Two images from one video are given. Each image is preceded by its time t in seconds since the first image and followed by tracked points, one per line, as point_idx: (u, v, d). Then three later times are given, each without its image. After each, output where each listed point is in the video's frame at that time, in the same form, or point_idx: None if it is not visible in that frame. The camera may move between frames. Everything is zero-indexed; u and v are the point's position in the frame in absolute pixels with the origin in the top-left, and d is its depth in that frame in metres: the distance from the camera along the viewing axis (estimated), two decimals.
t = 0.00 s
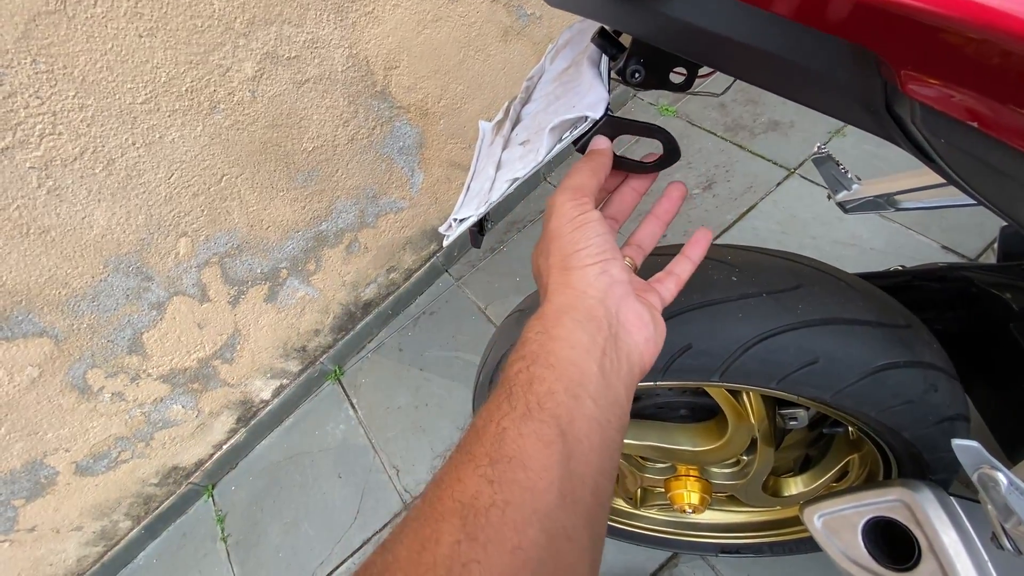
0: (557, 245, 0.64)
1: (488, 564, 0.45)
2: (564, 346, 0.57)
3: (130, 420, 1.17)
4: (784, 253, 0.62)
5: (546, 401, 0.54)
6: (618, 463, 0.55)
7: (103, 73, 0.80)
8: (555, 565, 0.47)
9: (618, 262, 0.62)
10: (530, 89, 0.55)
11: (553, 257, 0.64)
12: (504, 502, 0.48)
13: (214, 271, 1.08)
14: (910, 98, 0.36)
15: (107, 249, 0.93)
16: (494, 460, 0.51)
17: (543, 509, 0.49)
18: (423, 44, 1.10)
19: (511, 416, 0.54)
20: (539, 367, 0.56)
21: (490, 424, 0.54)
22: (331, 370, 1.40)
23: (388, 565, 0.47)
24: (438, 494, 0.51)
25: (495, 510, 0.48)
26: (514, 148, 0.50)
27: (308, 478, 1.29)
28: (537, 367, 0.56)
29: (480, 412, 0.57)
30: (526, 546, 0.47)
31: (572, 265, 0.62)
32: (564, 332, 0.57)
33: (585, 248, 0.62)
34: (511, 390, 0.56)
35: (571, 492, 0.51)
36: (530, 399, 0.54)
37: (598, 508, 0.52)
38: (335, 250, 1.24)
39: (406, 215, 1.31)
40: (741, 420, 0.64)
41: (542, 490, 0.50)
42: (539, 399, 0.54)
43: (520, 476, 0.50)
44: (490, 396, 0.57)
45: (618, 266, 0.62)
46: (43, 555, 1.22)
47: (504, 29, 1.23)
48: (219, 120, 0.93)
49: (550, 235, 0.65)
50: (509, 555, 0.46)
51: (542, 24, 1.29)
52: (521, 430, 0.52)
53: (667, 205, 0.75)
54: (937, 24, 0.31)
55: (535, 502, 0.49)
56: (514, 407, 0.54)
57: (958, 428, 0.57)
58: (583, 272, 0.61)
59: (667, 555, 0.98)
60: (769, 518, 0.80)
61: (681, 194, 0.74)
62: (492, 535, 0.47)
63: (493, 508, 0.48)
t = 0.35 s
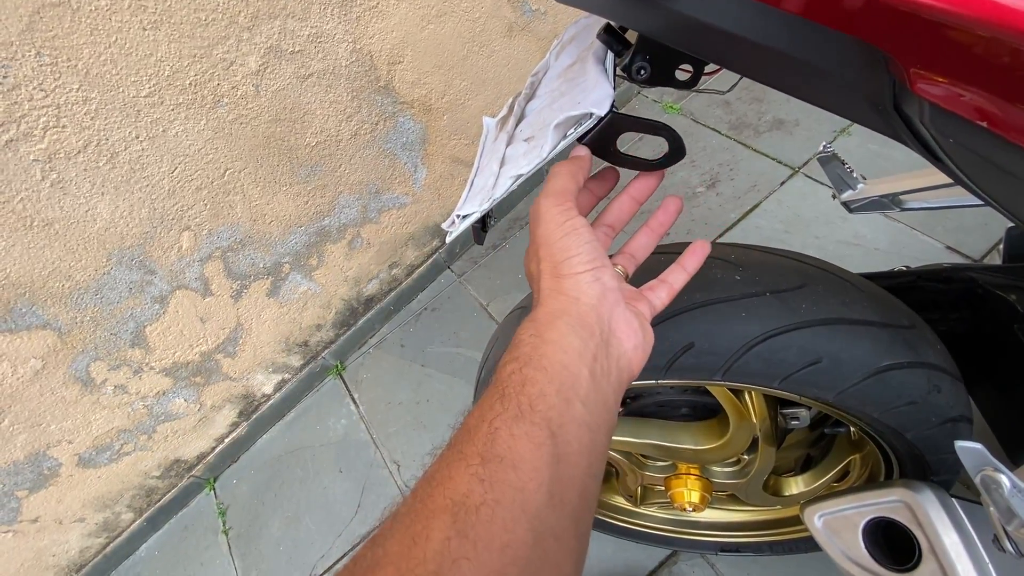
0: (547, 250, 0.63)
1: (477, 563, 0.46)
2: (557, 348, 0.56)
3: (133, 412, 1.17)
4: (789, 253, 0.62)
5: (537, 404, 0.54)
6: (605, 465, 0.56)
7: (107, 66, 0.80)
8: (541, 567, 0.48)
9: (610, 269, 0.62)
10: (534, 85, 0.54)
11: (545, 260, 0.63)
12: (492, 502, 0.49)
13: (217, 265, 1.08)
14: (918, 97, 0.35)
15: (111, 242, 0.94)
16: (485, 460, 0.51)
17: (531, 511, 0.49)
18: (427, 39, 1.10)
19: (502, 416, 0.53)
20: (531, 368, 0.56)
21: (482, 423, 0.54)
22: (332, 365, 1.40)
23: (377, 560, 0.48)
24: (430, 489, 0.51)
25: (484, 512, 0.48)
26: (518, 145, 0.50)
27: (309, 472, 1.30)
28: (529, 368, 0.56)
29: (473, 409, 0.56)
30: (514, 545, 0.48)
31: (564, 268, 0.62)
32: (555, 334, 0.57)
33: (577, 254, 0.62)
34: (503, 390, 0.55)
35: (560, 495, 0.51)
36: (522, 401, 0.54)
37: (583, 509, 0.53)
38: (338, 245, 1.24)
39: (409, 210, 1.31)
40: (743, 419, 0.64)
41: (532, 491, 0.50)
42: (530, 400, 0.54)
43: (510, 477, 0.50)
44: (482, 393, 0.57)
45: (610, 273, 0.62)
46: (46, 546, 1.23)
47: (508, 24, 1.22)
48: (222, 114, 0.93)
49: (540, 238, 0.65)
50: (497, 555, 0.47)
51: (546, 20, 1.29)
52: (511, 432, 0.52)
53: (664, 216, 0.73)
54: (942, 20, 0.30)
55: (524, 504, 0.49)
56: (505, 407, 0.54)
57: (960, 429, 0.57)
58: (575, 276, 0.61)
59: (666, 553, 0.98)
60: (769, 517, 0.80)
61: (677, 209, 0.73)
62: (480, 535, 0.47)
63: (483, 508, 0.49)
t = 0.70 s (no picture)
0: (563, 237, 0.63)
1: (492, 554, 0.45)
2: (572, 338, 0.56)
3: (133, 404, 1.18)
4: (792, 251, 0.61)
5: (552, 393, 0.53)
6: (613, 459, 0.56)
7: (109, 56, 0.80)
8: (555, 558, 0.47)
9: (625, 259, 0.62)
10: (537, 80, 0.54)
11: (559, 246, 0.63)
12: (507, 492, 0.48)
13: (217, 257, 1.08)
14: (926, 92, 0.34)
15: (112, 234, 0.94)
16: (500, 450, 0.50)
17: (546, 502, 0.49)
18: (430, 33, 1.09)
19: (517, 405, 0.53)
20: (546, 357, 0.55)
21: (495, 411, 0.53)
22: (333, 359, 1.40)
23: (386, 551, 0.46)
24: (435, 479, 0.50)
25: (498, 502, 0.47)
26: (520, 139, 0.50)
27: (309, 466, 1.30)
28: (544, 357, 0.55)
29: (483, 400, 0.56)
30: (529, 537, 0.47)
31: (579, 257, 0.61)
32: (570, 324, 0.57)
33: (593, 242, 0.62)
34: (518, 378, 0.55)
35: (572, 486, 0.50)
36: (536, 390, 0.54)
37: (594, 502, 0.52)
38: (339, 240, 1.24)
39: (411, 205, 1.31)
40: (742, 417, 0.64)
41: (546, 483, 0.49)
42: (546, 389, 0.53)
43: (526, 468, 0.49)
44: (493, 384, 0.57)
45: (626, 263, 0.62)
46: (46, 535, 1.24)
47: (513, 19, 1.22)
48: (224, 106, 0.93)
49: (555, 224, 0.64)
50: (512, 545, 0.46)
51: (550, 15, 1.28)
52: (525, 421, 0.52)
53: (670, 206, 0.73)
54: (946, 12, 0.30)
55: (538, 494, 0.49)
56: (520, 396, 0.53)
57: (960, 430, 0.56)
58: (591, 265, 0.60)
59: (664, 550, 0.98)
60: (767, 516, 0.80)
61: (684, 202, 0.73)
62: (496, 526, 0.46)
63: (497, 498, 0.48)
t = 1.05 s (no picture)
0: (568, 239, 0.62)
1: (481, 564, 0.45)
2: (569, 343, 0.56)
3: (132, 396, 1.18)
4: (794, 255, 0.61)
5: (546, 399, 0.53)
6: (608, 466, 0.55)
7: (111, 47, 0.80)
8: (545, 567, 0.47)
9: (628, 265, 0.61)
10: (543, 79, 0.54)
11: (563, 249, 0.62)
12: (498, 501, 0.48)
13: (217, 251, 1.07)
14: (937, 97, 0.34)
15: (112, 226, 0.93)
16: (493, 457, 0.50)
17: (537, 511, 0.49)
18: (434, 28, 1.09)
19: (511, 411, 0.53)
20: (542, 362, 0.55)
21: (489, 418, 0.53)
22: (332, 355, 1.40)
23: (378, 557, 0.46)
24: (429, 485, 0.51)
25: (489, 510, 0.48)
26: (523, 138, 0.50)
27: (306, 461, 1.30)
28: (539, 362, 0.55)
29: (479, 404, 0.56)
30: (519, 547, 0.47)
31: (581, 261, 0.60)
32: (567, 329, 0.56)
33: (597, 246, 0.61)
34: (513, 383, 0.55)
35: (564, 495, 0.50)
36: (531, 396, 0.53)
37: (588, 509, 0.52)
38: (340, 235, 1.23)
39: (412, 202, 1.30)
40: (742, 420, 0.64)
41: (538, 491, 0.49)
42: (541, 395, 0.53)
43: (518, 475, 0.49)
44: (490, 387, 0.56)
45: (629, 269, 0.61)
46: (42, 527, 1.25)
47: (518, 16, 1.21)
48: (226, 100, 0.92)
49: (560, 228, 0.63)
50: (502, 556, 0.46)
51: (555, 13, 1.27)
52: (519, 428, 0.51)
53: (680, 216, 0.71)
54: (961, 17, 0.29)
55: (531, 503, 0.49)
56: (515, 402, 0.53)
57: (962, 438, 0.56)
58: (592, 270, 0.60)
59: (660, 551, 0.98)
60: (766, 520, 0.80)
61: (693, 212, 0.71)
62: (486, 535, 0.47)
63: (489, 506, 0.48)
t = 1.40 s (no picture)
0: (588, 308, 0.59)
1: None
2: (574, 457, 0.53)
3: (131, 388, 1.18)
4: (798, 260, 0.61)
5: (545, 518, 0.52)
6: None
7: (118, 38, 0.80)
8: None
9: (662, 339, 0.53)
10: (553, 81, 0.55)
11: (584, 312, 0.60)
12: None
13: (220, 245, 1.07)
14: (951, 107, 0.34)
15: (115, 217, 0.93)
16: None
17: None
18: (441, 26, 1.09)
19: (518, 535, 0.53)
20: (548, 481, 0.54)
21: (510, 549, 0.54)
22: (332, 351, 1.40)
23: None
24: None
25: None
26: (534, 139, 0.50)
27: (305, 457, 1.30)
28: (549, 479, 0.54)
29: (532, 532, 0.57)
30: None
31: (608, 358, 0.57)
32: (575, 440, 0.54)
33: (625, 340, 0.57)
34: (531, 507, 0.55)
35: None
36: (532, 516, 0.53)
37: None
38: (343, 231, 1.23)
39: (416, 199, 1.30)
40: (743, 425, 0.64)
41: None
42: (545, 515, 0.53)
43: None
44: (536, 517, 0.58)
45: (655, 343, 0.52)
46: (39, 517, 1.25)
47: (525, 16, 1.21)
48: (232, 94, 0.92)
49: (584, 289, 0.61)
50: None
51: (562, 13, 1.27)
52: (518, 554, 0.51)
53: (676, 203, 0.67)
54: (968, 30, 0.29)
55: None
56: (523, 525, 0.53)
57: (961, 445, 0.56)
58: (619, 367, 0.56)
59: (657, 553, 0.98)
60: (764, 523, 0.80)
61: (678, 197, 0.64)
62: None
63: None
